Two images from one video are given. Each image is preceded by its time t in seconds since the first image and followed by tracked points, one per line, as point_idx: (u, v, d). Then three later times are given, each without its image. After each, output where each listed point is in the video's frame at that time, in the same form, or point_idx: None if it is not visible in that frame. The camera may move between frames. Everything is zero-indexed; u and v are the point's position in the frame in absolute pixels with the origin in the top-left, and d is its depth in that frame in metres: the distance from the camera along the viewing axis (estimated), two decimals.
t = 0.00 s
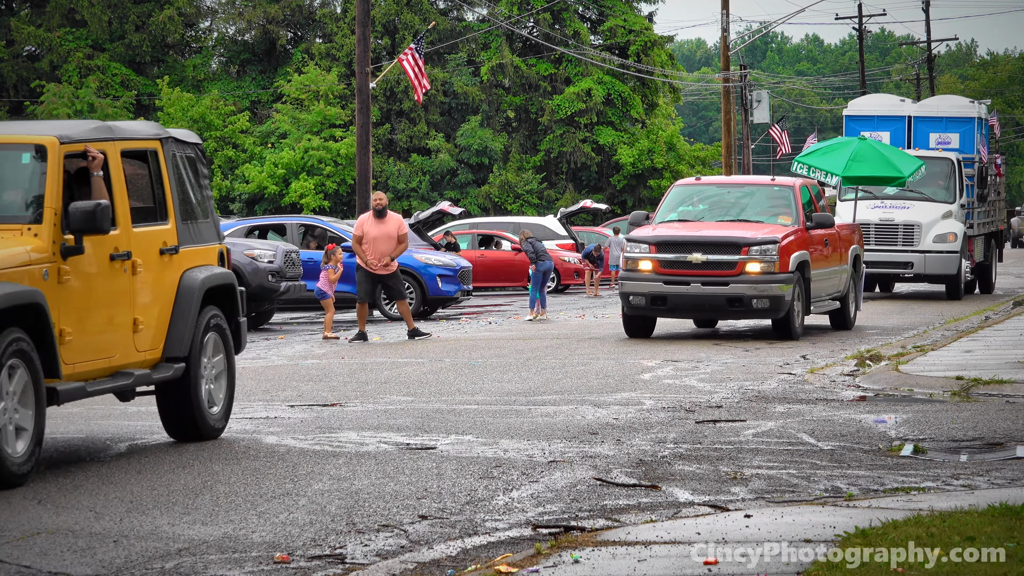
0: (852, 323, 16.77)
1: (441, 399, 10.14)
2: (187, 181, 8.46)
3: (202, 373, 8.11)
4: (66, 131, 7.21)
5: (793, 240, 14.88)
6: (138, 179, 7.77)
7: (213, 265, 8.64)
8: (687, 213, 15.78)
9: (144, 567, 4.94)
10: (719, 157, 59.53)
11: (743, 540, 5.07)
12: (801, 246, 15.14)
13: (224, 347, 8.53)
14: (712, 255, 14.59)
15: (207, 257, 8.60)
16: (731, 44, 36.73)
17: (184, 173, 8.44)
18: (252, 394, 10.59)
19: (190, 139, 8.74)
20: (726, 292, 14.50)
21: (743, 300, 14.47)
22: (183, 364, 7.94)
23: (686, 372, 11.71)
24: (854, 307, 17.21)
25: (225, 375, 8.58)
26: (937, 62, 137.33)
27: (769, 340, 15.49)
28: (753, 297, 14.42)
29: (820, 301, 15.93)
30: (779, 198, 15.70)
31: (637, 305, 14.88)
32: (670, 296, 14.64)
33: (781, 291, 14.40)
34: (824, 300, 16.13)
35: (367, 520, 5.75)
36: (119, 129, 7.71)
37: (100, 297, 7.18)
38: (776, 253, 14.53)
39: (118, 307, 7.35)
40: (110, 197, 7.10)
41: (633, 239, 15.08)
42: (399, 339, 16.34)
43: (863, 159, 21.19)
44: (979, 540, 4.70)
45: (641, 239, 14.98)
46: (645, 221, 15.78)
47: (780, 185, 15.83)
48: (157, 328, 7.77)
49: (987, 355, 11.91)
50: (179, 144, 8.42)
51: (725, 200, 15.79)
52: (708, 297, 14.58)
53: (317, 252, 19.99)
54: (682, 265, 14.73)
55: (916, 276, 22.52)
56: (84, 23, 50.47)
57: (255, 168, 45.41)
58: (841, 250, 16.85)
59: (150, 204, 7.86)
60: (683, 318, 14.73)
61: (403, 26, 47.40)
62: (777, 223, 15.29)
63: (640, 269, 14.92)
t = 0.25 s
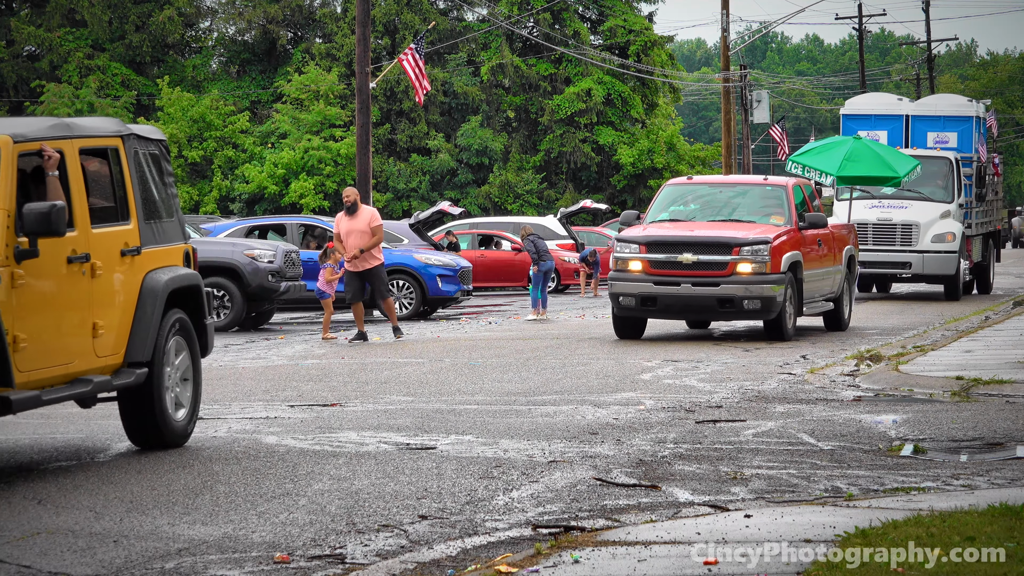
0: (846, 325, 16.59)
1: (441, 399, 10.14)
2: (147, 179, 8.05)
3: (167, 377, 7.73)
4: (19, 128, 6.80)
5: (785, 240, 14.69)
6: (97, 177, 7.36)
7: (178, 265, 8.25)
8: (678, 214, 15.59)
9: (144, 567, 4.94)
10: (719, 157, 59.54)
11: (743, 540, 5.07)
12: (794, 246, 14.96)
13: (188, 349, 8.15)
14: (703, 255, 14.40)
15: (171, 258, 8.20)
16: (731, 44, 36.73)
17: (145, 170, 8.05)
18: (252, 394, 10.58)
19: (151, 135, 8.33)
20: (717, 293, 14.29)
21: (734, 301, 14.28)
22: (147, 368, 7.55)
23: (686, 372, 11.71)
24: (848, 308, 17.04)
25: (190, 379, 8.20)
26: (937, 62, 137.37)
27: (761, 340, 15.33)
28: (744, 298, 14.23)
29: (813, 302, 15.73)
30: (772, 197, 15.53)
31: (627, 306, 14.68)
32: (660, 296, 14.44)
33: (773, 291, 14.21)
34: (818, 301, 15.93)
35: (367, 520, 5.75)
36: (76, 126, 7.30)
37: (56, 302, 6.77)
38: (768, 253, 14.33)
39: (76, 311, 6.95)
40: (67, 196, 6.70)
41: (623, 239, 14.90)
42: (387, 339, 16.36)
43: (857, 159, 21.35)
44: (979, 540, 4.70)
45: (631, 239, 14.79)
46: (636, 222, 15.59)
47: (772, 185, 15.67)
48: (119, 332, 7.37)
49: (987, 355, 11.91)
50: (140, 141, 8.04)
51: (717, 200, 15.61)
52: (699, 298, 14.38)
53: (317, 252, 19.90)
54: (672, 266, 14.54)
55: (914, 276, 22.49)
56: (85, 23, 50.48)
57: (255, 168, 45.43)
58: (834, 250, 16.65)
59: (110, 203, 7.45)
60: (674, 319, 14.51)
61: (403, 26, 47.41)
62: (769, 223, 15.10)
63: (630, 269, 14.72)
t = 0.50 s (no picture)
0: (840, 326, 16.42)
1: (441, 399, 10.13)
2: (110, 178, 7.64)
3: (128, 384, 7.38)
4: None
5: (777, 240, 14.39)
6: (54, 177, 6.94)
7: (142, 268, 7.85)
8: (669, 213, 15.32)
9: (145, 567, 4.94)
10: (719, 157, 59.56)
11: (742, 540, 5.07)
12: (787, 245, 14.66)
13: (152, 354, 7.79)
14: (693, 255, 14.11)
15: (135, 260, 7.80)
16: (731, 44, 36.72)
17: (108, 170, 7.61)
18: (251, 394, 10.57)
19: (116, 133, 7.91)
20: (707, 293, 14.03)
21: (725, 302, 13.99)
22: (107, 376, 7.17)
23: (686, 372, 11.71)
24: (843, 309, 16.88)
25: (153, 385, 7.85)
26: (937, 62, 137.43)
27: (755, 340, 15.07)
28: (735, 298, 13.95)
29: (807, 303, 15.51)
30: (764, 196, 15.25)
31: (617, 307, 14.41)
32: (650, 297, 14.18)
33: (764, 292, 13.93)
34: (811, 302, 15.65)
35: (367, 520, 5.75)
36: (33, 123, 6.88)
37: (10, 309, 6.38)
38: (760, 253, 14.03)
39: (32, 317, 6.55)
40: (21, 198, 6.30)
41: (612, 239, 14.63)
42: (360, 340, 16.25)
43: (851, 157, 21.33)
44: (979, 540, 4.70)
45: (620, 239, 14.53)
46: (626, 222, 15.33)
47: (764, 184, 15.39)
48: (77, 334, 6.98)
49: (987, 355, 11.91)
50: (103, 139, 7.60)
51: (709, 199, 15.32)
52: (690, 299, 14.11)
53: (317, 253, 19.87)
54: (662, 266, 14.26)
55: (912, 276, 22.47)
56: (85, 23, 50.51)
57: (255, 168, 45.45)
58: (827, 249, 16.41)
59: (68, 204, 7.05)
60: (664, 320, 14.25)
61: (403, 26, 47.42)
62: (761, 222, 14.82)
63: (619, 270, 14.46)
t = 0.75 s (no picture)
0: (834, 327, 16.33)
1: (441, 399, 10.13)
2: (74, 179, 7.31)
3: (88, 393, 7.08)
4: None
5: (767, 241, 14.30)
6: (16, 178, 6.61)
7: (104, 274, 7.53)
8: (659, 213, 15.22)
9: (145, 567, 4.94)
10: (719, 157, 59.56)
11: (742, 540, 5.07)
12: (778, 245, 14.59)
13: (113, 362, 7.49)
14: (683, 255, 14.04)
15: (98, 265, 7.48)
16: (731, 44, 36.71)
17: (71, 172, 7.28)
18: (251, 394, 10.57)
19: (81, 133, 7.57)
20: (697, 294, 13.93)
21: (715, 303, 13.91)
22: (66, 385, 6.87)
23: (686, 372, 11.71)
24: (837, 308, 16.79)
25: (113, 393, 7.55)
26: (937, 62, 137.49)
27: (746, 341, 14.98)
28: (725, 299, 13.85)
29: (800, 303, 15.39)
30: (755, 196, 15.18)
31: (606, 308, 14.36)
32: (639, 298, 14.11)
33: (754, 293, 13.84)
34: (805, 302, 15.57)
35: (367, 520, 5.75)
36: None
37: None
38: (750, 253, 13.96)
39: None
40: None
41: (601, 239, 14.58)
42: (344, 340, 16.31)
43: (844, 156, 21.62)
44: (979, 540, 4.70)
45: (609, 240, 14.46)
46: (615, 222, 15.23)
47: (755, 184, 15.31)
48: (38, 335, 6.64)
49: (987, 355, 11.90)
50: (67, 140, 7.27)
51: (700, 199, 15.25)
52: (679, 300, 14.02)
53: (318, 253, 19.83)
54: (652, 267, 14.20)
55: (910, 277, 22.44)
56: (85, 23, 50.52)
57: (255, 168, 45.46)
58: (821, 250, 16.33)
59: (30, 207, 6.72)
60: (654, 322, 14.18)
61: (403, 25, 47.43)
62: (752, 222, 14.75)
63: (609, 270, 14.39)
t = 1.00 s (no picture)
0: (827, 327, 16.28)
1: (440, 399, 10.14)
2: (32, 182, 6.96)
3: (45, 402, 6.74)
4: None
5: (758, 240, 14.19)
6: None
7: (63, 279, 7.17)
8: (649, 213, 15.08)
9: (145, 566, 4.94)
10: (718, 157, 59.57)
11: (742, 540, 5.07)
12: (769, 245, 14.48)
13: (73, 371, 7.16)
14: (673, 256, 13.91)
15: (59, 271, 7.14)
16: (731, 44, 36.71)
17: (30, 172, 6.95)
18: (252, 394, 10.57)
19: (41, 133, 7.23)
20: (687, 294, 13.78)
21: (706, 304, 13.76)
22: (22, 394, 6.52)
23: (686, 372, 11.71)
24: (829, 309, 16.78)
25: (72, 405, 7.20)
26: (937, 62, 137.55)
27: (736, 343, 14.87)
28: (716, 300, 13.72)
29: (792, 305, 15.32)
30: (747, 195, 15.07)
31: (595, 309, 14.22)
32: (628, 299, 13.97)
33: (745, 294, 13.71)
34: (798, 304, 15.52)
35: (367, 520, 5.75)
36: None
37: None
38: (740, 254, 13.84)
39: None
40: None
41: (590, 239, 14.44)
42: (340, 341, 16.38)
43: (838, 155, 21.41)
44: (979, 540, 4.70)
45: (598, 240, 14.33)
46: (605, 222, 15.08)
47: (746, 183, 15.21)
48: None
49: (987, 355, 11.90)
50: (26, 139, 6.93)
51: (690, 198, 15.14)
52: (669, 301, 13.87)
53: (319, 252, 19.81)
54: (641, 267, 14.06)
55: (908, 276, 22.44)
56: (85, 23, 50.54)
57: (255, 168, 45.47)
58: (814, 250, 16.27)
59: None
60: (643, 323, 14.03)
61: (403, 25, 47.44)
62: (744, 221, 14.64)
63: (598, 271, 14.25)
